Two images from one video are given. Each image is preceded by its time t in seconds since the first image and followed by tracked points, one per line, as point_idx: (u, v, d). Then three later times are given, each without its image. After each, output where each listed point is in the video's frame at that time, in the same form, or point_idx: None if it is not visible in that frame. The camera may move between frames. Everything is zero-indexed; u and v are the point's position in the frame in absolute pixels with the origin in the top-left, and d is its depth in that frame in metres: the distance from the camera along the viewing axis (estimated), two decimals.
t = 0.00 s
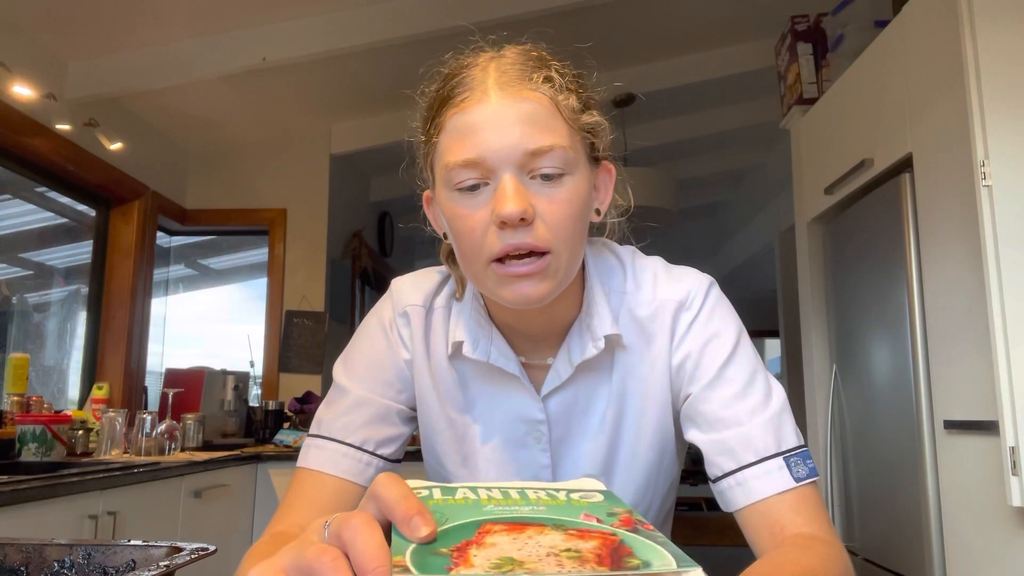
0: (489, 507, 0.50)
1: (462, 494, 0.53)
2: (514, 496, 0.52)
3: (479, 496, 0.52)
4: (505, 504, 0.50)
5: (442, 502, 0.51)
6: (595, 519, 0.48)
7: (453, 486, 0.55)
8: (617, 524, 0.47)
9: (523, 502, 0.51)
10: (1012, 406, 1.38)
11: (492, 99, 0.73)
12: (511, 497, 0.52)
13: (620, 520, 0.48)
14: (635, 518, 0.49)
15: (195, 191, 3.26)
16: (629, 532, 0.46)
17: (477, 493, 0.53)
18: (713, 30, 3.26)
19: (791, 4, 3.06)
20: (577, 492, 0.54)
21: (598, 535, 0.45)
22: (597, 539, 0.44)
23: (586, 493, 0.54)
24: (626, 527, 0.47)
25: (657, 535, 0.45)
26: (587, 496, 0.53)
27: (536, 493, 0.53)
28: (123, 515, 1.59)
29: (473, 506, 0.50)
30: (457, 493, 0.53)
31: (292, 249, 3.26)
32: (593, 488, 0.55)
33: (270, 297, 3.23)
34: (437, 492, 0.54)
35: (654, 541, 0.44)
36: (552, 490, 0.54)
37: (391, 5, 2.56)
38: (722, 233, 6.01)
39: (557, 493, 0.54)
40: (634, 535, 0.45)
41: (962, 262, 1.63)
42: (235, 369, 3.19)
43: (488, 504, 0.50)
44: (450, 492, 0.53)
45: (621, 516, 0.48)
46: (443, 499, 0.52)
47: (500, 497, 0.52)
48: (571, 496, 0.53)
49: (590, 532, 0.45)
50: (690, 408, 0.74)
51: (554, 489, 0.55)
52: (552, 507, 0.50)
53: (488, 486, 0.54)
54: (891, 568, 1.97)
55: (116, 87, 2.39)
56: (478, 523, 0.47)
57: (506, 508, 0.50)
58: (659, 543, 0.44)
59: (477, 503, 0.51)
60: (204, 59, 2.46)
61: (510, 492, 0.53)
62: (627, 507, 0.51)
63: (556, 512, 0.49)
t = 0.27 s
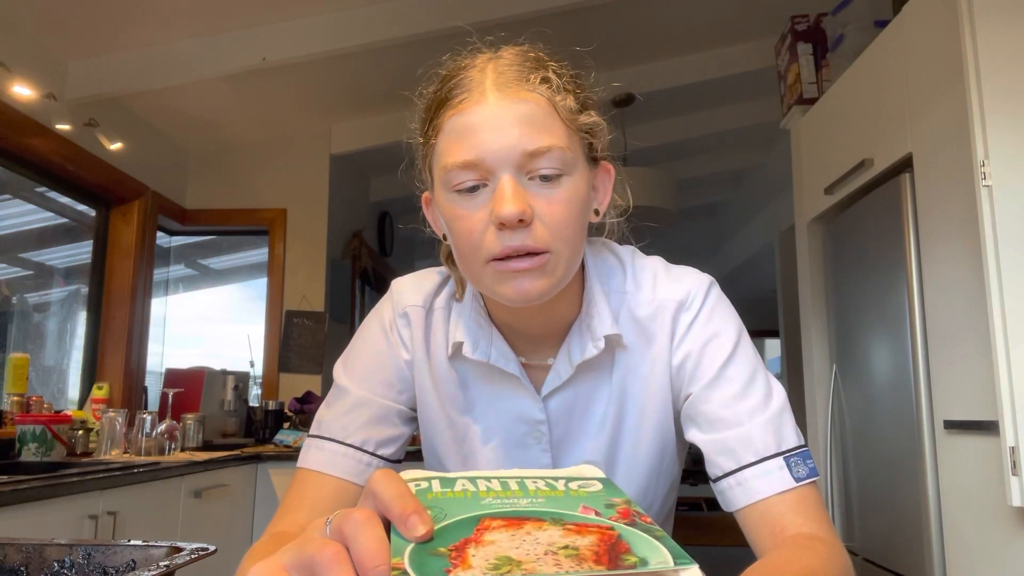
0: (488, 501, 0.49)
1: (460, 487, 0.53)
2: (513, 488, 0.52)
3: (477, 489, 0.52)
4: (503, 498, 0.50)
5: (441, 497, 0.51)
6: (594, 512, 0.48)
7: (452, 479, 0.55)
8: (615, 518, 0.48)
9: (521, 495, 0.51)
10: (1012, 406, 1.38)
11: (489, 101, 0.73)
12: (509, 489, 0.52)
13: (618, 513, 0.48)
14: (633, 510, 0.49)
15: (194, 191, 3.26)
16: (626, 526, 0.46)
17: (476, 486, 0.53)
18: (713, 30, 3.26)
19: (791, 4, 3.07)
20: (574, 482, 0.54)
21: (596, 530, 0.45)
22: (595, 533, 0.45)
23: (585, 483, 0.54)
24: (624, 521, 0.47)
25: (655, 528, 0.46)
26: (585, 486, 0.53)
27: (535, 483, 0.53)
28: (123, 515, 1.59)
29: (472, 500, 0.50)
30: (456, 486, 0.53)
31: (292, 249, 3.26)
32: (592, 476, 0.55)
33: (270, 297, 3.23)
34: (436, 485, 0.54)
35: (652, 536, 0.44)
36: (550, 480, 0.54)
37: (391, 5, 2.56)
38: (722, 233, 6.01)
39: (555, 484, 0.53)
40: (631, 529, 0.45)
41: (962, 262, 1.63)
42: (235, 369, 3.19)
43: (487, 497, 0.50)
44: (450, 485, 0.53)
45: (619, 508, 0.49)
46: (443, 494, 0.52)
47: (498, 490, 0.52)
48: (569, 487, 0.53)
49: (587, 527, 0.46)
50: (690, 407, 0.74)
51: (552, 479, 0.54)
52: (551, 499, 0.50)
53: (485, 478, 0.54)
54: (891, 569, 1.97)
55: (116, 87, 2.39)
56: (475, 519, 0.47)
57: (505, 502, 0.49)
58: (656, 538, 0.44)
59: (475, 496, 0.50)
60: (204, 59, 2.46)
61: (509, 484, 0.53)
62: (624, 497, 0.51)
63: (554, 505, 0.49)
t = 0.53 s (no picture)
0: (483, 491, 0.49)
1: (455, 472, 0.52)
2: (507, 471, 0.51)
3: (471, 475, 0.51)
4: (498, 486, 0.49)
5: (436, 489, 0.50)
6: (588, 500, 0.48)
7: (446, 464, 0.54)
8: (609, 506, 0.47)
9: (515, 480, 0.50)
10: (1012, 407, 1.38)
11: (492, 100, 0.73)
12: (503, 473, 0.51)
13: (613, 501, 0.47)
14: (628, 495, 0.48)
15: (194, 191, 3.26)
16: (619, 517, 0.46)
17: (470, 471, 0.52)
18: (713, 30, 3.26)
19: (791, 4, 3.07)
20: (569, 459, 0.53)
21: (590, 524, 0.45)
22: (589, 528, 0.45)
23: (578, 460, 0.53)
24: (619, 509, 0.47)
25: (650, 518, 0.46)
26: (580, 464, 0.52)
27: (528, 464, 0.52)
28: (123, 515, 1.59)
29: (466, 490, 0.49)
30: (450, 472, 0.52)
31: (292, 249, 3.26)
32: (585, 450, 0.54)
33: (269, 297, 3.22)
34: (430, 472, 0.52)
35: (645, 531, 0.45)
36: (543, 457, 0.53)
37: (391, 5, 2.56)
38: (722, 233, 6.01)
39: (550, 462, 0.53)
40: (625, 521, 0.46)
41: (961, 263, 1.63)
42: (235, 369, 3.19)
43: (482, 485, 0.50)
44: (444, 471, 0.52)
45: (614, 494, 0.48)
46: (438, 483, 0.51)
47: (493, 475, 0.51)
48: (564, 465, 0.52)
49: (582, 520, 0.46)
50: (690, 407, 0.74)
51: (546, 455, 0.53)
52: (545, 485, 0.49)
53: (480, 458, 0.53)
54: (891, 569, 1.97)
55: (116, 87, 2.39)
56: (468, 516, 0.46)
57: (499, 491, 0.49)
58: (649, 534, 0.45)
59: (469, 484, 0.50)
60: (204, 59, 2.46)
61: (504, 467, 0.52)
62: (620, 477, 0.50)
63: (549, 492, 0.48)
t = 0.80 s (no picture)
0: (481, 491, 0.49)
1: (453, 472, 0.53)
2: (506, 469, 0.52)
3: (470, 474, 0.52)
4: (496, 484, 0.50)
5: (435, 489, 0.51)
6: (586, 498, 0.48)
7: (445, 462, 0.54)
8: (607, 504, 0.48)
9: (514, 479, 0.51)
10: (1012, 406, 1.38)
11: (491, 101, 0.73)
12: (502, 471, 0.52)
13: (611, 498, 0.48)
14: (627, 491, 0.49)
15: (194, 191, 3.26)
16: (618, 515, 0.46)
17: (470, 470, 0.52)
18: (713, 30, 3.26)
19: (791, 4, 3.07)
20: (568, 456, 0.53)
21: (588, 523, 0.45)
22: (587, 527, 0.45)
23: (578, 456, 0.53)
24: (617, 507, 0.47)
25: (648, 516, 0.46)
26: (579, 461, 0.53)
27: (527, 461, 0.53)
28: (123, 515, 1.59)
29: (465, 490, 0.50)
30: (449, 472, 0.53)
31: (292, 249, 3.26)
32: (582, 447, 0.55)
33: (269, 297, 3.22)
34: (429, 471, 0.53)
35: (643, 529, 0.45)
36: (542, 455, 0.54)
37: (391, 5, 2.56)
38: (722, 233, 6.01)
39: (548, 459, 0.53)
40: (623, 519, 0.46)
41: (961, 262, 1.63)
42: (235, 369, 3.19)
43: (480, 484, 0.50)
44: (443, 470, 0.53)
45: (611, 491, 0.48)
46: (437, 484, 0.51)
47: (491, 473, 0.52)
48: (563, 462, 0.52)
49: (580, 518, 0.46)
50: (690, 407, 0.74)
51: (544, 453, 0.54)
52: (543, 483, 0.50)
53: (479, 457, 0.54)
54: (891, 569, 1.97)
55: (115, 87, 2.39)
56: (467, 516, 0.47)
57: (498, 490, 0.49)
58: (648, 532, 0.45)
59: (468, 484, 0.50)
60: (204, 59, 2.46)
61: (502, 465, 0.53)
62: (618, 473, 0.51)
63: (547, 490, 0.49)
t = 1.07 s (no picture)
0: (474, 478, 0.49)
1: (445, 450, 0.51)
2: (498, 442, 0.50)
3: (462, 451, 0.50)
4: (489, 466, 0.50)
5: (428, 475, 0.50)
6: (580, 477, 0.48)
7: (435, 435, 0.51)
8: (601, 485, 0.48)
9: (507, 456, 0.50)
10: (1013, 406, 1.38)
11: (465, 100, 0.73)
12: (496, 444, 0.50)
13: (604, 479, 0.48)
14: (622, 466, 0.49)
15: (194, 191, 3.26)
16: (611, 503, 0.47)
17: (461, 446, 0.51)
18: (714, 30, 3.26)
19: (791, 4, 3.06)
20: (563, 416, 0.51)
21: (581, 516, 0.47)
22: (580, 523, 0.47)
23: (572, 414, 0.51)
24: (611, 489, 0.48)
25: (642, 502, 0.47)
26: (573, 421, 0.51)
27: (520, 427, 0.51)
28: (123, 515, 1.59)
29: (458, 474, 0.49)
30: (440, 449, 0.51)
31: (291, 249, 3.26)
32: (577, 396, 0.51)
33: (269, 297, 3.22)
34: (420, 449, 0.51)
35: (635, 520, 0.47)
36: (535, 415, 0.51)
37: (391, 5, 2.55)
38: (722, 233, 6.01)
39: (542, 422, 0.51)
40: (616, 507, 0.47)
41: (961, 263, 1.63)
42: (235, 368, 3.19)
43: (473, 467, 0.50)
44: (434, 447, 0.51)
45: (606, 467, 0.48)
46: (429, 467, 0.50)
47: (483, 451, 0.50)
48: (557, 425, 0.51)
49: (573, 509, 0.47)
50: (691, 407, 0.74)
51: (538, 411, 0.51)
52: (536, 461, 0.49)
53: (473, 423, 0.51)
54: (891, 569, 1.97)
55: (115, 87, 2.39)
56: (460, 512, 0.48)
57: (491, 474, 0.49)
58: (640, 524, 0.47)
59: (461, 466, 0.50)
60: (204, 59, 2.46)
61: (495, 437, 0.51)
62: (614, 439, 0.50)
63: (540, 470, 0.49)
